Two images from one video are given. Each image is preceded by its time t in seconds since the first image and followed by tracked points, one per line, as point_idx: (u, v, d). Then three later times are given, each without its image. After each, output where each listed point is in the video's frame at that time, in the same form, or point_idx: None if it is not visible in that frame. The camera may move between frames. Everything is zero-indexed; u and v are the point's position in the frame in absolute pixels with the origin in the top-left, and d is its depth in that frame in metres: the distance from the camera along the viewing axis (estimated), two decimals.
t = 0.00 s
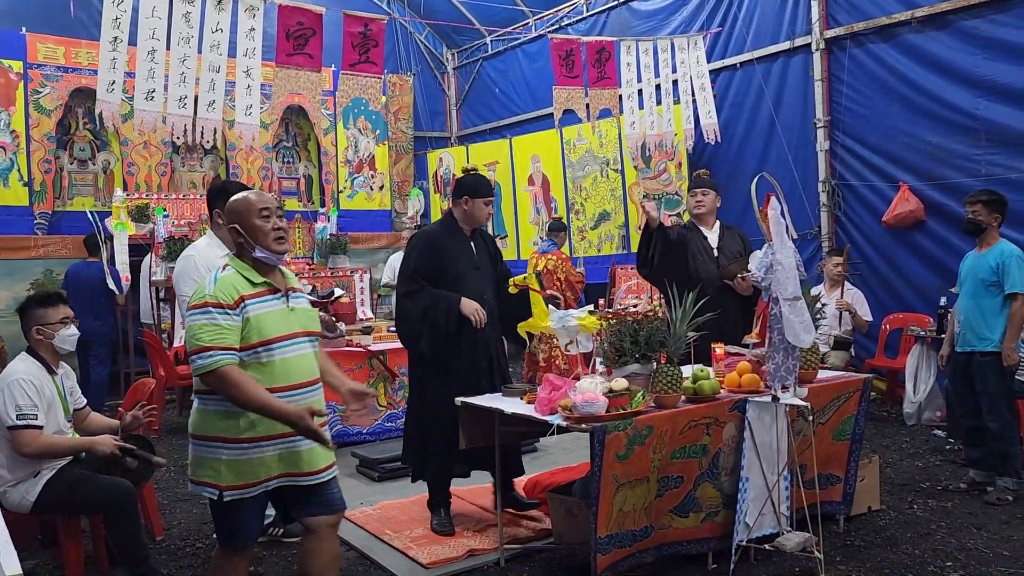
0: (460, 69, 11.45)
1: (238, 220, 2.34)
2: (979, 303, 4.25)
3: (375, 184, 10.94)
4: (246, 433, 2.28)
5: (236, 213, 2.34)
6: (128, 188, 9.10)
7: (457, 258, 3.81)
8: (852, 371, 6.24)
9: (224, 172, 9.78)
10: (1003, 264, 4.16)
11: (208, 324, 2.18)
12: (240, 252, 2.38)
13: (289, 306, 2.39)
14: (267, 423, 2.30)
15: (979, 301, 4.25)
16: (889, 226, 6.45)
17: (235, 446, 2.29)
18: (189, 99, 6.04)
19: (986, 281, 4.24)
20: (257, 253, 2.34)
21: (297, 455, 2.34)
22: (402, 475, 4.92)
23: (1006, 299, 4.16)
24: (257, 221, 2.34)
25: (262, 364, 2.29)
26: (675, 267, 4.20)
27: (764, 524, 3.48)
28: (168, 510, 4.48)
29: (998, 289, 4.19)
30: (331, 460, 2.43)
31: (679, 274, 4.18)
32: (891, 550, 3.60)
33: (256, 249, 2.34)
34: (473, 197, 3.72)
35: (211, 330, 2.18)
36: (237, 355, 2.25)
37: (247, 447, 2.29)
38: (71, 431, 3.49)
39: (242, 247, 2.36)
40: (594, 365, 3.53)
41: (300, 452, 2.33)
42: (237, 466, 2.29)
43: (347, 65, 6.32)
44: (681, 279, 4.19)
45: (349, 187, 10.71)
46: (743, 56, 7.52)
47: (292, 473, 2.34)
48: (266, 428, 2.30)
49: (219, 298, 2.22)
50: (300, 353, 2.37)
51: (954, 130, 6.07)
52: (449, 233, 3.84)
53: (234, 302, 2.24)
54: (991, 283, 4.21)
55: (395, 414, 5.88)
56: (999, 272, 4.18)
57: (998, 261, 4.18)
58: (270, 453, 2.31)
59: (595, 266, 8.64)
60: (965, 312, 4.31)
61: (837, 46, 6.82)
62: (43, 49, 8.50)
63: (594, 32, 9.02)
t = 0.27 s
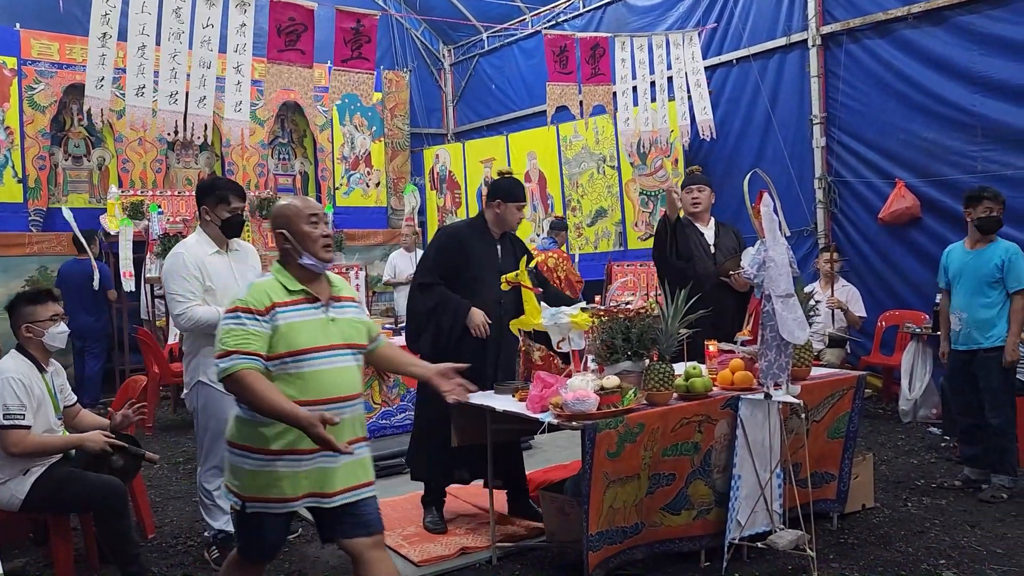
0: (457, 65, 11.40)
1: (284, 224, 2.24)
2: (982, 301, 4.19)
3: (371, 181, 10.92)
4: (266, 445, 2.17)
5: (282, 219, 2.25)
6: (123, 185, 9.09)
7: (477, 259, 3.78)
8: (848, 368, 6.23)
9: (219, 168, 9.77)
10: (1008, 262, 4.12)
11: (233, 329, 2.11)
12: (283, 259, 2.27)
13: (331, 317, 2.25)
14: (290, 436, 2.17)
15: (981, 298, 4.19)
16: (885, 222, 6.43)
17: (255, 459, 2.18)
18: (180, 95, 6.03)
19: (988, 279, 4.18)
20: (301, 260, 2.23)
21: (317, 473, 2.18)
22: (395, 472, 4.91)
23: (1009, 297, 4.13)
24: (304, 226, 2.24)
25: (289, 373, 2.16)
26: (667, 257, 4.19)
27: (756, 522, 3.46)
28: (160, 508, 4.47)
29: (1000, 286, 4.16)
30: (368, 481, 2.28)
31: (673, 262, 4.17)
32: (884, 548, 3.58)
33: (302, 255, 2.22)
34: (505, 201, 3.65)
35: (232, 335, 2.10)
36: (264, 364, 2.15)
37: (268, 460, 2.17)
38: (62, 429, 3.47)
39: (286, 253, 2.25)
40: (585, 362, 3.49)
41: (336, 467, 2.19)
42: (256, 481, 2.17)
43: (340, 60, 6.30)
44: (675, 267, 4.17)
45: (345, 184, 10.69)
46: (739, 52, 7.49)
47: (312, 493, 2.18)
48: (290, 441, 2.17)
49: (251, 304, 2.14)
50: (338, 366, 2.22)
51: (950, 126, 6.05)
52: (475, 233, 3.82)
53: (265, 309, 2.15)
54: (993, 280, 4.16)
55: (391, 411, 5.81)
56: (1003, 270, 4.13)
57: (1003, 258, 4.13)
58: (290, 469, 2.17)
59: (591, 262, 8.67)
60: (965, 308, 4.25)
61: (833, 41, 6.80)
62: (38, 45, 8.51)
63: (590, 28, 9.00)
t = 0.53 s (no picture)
0: (454, 63, 11.30)
1: (359, 213, 2.11)
2: (985, 299, 4.15)
3: (367, 179, 11.00)
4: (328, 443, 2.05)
5: (359, 208, 2.12)
6: (119, 183, 9.08)
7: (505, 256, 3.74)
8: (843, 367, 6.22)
9: (215, 166, 9.77)
10: (1010, 262, 4.14)
11: (316, 321, 1.98)
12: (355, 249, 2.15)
13: (409, 311, 2.15)
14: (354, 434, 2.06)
15: (985, 298, 4.15)
16: (881, 221, 6.42)
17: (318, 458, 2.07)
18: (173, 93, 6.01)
19: (991, 277, 4.16)
20: (378, 252, 2.10)
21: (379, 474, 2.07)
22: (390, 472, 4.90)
23: (1010, 296, 4.15)
24: (381, 216, 2.11)
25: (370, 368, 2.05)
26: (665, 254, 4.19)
27: (750, 521, 3.45)
28: (153, 508, 4.46)
29: (1002, 285, 4.16)
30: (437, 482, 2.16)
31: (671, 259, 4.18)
32: (879, 548, 3.58)
33: (380, 248, 2.10)
34: (547, 209, 3.59)
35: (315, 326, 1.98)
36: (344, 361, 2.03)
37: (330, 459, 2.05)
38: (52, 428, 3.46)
39: (361, 244, 2.13)
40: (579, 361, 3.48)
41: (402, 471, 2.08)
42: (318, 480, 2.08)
43: (333, 58, 6.27)
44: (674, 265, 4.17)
45: (342, 181, 10.79)
46: (735, 50, 7.47)
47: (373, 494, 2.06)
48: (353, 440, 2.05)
49: (332, 296, 2.02)
50: (420, 361, 2.11)
51: (947, 125, 6.04)
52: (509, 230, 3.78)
53: (348, 301, 2.03)
54: (997, 280, 4.15)
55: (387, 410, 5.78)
56: (1006, 269, 4.14)
57: (1006, 258, 4.13)
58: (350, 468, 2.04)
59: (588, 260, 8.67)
60: (969, 307, 4.18)
61: (830, 40, 6.77)
62: (33, 42, 8.50)
63: (588, 25, 8.98)
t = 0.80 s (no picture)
0: (451, 62, 11.33)
1: (410, 203, 2.07)
2: (983, 298, 4.15)
3: (365, 179, 10.95)
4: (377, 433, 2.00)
5: (397, 198, 2.08)
6: (115, 182, 9.06)
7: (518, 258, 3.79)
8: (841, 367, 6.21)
9: (212, 165, 9.75)
10: (1008, 263, 4.16)
11: (350, 312, 1.94)
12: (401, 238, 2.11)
13: (450, 299, 2.10)
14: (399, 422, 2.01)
15: (984, 298, 4.15)
16: (878, 221, 6.42)
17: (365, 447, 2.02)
18: (168, 92, 5.99)
19: (989, 277, 4.16)
20: (421, 244, 2.07)
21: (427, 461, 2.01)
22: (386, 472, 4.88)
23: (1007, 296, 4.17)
24: (432, 211, 2.07)
25: (410, 359, 2.00)
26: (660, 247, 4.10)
27: (746, 522, 3.44)
28: (148, 508, 4.45)
29: (1000, 286, 4.17)
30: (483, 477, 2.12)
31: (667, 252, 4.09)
32: (875, 549, 3.57)
33: (422, 240, 2.07)
34: (563, 221, 3.58)
35: (348, 318, 1.94)
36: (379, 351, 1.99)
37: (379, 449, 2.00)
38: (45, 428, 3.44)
39: (406, 234, 2.09)
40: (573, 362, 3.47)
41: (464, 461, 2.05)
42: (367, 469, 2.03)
43: (328, 57, 6.25)
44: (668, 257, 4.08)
45: (340, 181, 10.71)
46: (732, 49, 7.47)
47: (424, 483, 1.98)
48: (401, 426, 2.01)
49: (366, 285, 1.97)
50: (463, 350, 2.07)
51: (944, 125, 6.03)
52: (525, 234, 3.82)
53: (381, 292, 1.98)
54: (995, 280, 4.15)
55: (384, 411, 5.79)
56: (1003, 269, 4.15)
57: (1005, 259, 4.14)
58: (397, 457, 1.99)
59: (587, 260, 8.65)
60: (968, 308, 4.17)
61: (827, 39, 6.76)
62: (28, 41, 8.47)
63: (585, 25, 8.97)
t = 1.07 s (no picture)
0: (450, 62, 11.34)
1: (442, 210, 2.04)
2: (980, 300, 4.14)
3: (363, 179, 10.95)
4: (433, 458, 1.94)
5: (440, 204, 2.04)
6: (113, 182, 9.05)
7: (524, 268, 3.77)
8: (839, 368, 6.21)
9: (209, 165, 9.74)
10: (1007, 263, 4.14)
11: (406, 331, 1.88)
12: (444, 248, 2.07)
13: (500, 311, 2.04)
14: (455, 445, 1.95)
15: (982, 299, 4.13)
16: (876, 222, 6.41)
17: (420, 473, 1.96)
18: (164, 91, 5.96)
19: (986, 279, 4.14)
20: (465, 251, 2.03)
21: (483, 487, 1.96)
22: (383, 473, 4.87)
23: (1005, 298, 4.13)
24: (464, 211, 2.03)
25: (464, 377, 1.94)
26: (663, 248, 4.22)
27: (743, 524, 3.44)
28: (144, 509, 4.44)
29: (998, 287, 4.15)
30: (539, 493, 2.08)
31: (671, 251, 4.19)
32: (872, 550, 3.56)
33: (466, 245, 2.02)
34: (566, 226, 3.56)
35: (405, 337, 1.87)
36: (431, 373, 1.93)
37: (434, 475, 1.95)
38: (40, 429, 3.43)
39: (449, 242, 2.05)
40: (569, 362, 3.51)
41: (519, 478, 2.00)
42: (421, 495, 1.98)
43: (324, 57, 6.24)
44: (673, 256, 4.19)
45: (337, 181, 10.70)
46: (731, 50, 7.46)
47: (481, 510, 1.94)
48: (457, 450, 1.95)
49: (416, 303, 1.90)
50: (517, 365, 2.01)
51: (942, 125, 6.03)
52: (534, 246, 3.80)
53: (432, 309, 1.91)
54: (993, 281, 4.13)
55: (381, 412, 5.79)
56: (1000, 270, 4.12)
57: (1002, 259, 4.12)
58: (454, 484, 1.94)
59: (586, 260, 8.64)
60: (964, 309, 4.17)
61: (825, 40, 6.76)
62: (26, 41, 8.45)
63: (584, 25, 8.96)
